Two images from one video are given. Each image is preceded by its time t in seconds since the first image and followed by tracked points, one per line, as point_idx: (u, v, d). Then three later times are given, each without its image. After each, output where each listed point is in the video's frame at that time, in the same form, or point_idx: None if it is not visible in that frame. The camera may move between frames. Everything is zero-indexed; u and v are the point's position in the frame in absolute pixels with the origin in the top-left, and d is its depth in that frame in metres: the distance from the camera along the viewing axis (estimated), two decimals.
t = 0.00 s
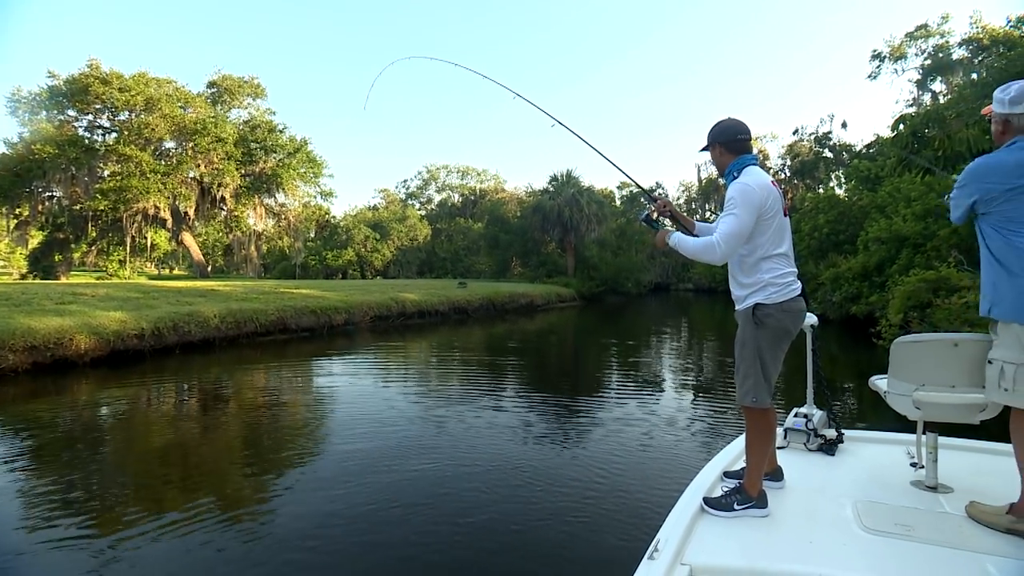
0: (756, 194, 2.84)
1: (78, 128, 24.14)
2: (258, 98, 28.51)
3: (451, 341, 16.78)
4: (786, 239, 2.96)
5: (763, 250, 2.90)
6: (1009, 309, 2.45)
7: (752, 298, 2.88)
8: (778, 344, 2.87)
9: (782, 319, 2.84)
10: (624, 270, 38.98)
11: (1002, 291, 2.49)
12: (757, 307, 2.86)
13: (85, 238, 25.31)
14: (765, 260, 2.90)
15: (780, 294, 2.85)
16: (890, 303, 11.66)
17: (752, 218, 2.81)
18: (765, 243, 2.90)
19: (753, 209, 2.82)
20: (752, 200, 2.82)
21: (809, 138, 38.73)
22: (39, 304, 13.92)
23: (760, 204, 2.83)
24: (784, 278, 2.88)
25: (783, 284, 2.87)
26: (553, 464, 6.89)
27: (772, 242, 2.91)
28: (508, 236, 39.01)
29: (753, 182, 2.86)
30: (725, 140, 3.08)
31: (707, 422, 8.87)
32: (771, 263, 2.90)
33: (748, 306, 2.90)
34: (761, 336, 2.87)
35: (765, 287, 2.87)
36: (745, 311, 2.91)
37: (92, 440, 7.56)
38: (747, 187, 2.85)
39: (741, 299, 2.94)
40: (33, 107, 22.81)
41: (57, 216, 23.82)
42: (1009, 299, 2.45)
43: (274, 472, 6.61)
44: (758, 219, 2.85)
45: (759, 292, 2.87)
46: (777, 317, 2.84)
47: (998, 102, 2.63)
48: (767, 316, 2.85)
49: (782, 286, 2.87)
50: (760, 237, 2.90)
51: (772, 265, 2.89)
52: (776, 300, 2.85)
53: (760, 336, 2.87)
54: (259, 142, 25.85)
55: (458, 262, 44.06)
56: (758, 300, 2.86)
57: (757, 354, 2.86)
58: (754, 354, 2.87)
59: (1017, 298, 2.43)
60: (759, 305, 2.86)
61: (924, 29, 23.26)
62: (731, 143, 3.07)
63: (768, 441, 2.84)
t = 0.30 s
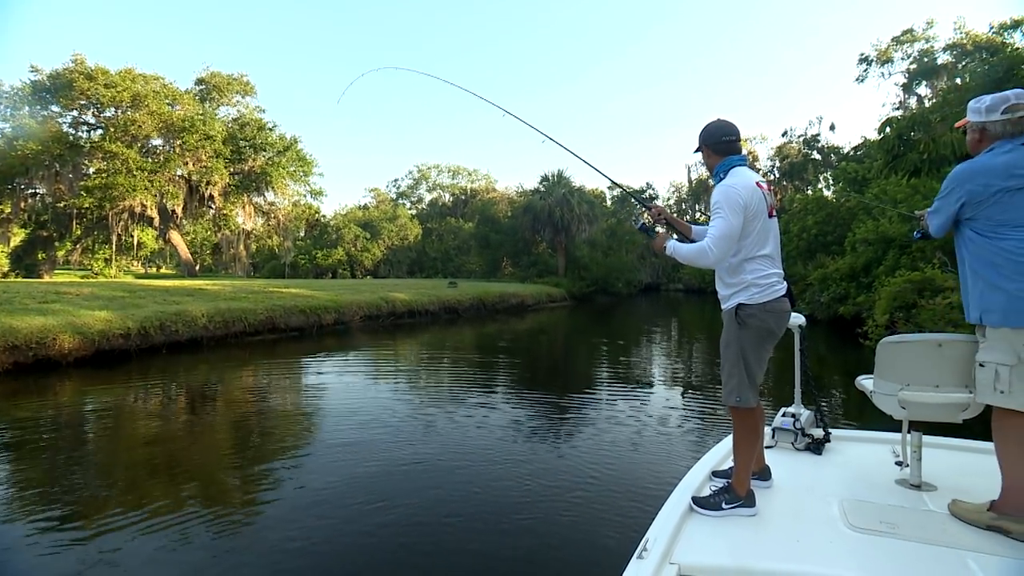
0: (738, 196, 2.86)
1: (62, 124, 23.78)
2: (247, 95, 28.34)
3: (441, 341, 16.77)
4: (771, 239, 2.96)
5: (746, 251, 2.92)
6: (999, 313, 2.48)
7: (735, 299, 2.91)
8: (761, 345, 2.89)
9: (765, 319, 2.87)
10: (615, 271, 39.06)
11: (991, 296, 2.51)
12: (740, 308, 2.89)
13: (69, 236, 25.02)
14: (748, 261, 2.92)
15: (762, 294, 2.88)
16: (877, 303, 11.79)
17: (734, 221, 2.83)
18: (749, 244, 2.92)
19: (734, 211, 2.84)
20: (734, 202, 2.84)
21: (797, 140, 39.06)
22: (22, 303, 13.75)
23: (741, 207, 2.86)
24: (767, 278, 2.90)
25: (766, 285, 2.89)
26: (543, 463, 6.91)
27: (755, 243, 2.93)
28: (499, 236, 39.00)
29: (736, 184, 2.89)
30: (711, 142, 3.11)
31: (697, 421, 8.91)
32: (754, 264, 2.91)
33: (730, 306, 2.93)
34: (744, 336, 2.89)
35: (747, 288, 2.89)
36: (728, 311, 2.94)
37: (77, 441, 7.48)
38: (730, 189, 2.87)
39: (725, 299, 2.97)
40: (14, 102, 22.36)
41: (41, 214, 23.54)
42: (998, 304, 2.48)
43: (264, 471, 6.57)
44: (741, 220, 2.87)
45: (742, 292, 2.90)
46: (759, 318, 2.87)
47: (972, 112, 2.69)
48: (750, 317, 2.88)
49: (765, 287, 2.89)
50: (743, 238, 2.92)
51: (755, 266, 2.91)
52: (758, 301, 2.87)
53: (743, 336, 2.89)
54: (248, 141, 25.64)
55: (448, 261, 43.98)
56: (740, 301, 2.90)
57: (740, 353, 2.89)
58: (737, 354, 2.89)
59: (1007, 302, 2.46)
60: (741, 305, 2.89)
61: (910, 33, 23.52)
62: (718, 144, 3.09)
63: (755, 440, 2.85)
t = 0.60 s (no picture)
0: (721, 196, 2.88)
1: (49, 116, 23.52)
2: (238, 89, 28.14)
3: (433, 337, 16.75)
4: (758, 238, 2.96)
5: (732, 249, 2.94)
6: (981, 313, 2.50)
7: (721, 297, 2.94)
8: (747, 343, 2.91)
9: (750, 318, 2.88)
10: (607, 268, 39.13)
11: (973, 296, 2.54)
12: (725, 306, 2.92)
13: (56, 229, 24.77)
14: (734, 259, 2.94)
15: (747, 292, 2.89)
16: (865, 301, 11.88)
17: (716, 219, 2.85)
18: (734, 242, 2.94)
19: (717, 210, 2.86)
20: (716, 201, 2.86)
21: (789, 139, 39.23)
22: (9, 297, 13.61)
23: (725, 205, 2.87)
24: (753, 277, 2.90)
25: (752, 283, 2.90)
26: (534, 458, 6.94)
27: (741, 242, 2.93)
28: (491, 233, 38.98)
29: (720, 183, 2.90)
30: (700, 141, 3.12)
31: (687, 417, 8.97)
32: (739, 263, 2.93)
33: (717, 304, 2.97)
34: (730, 334, 2.91)
35: (732, 286, 2.92)
36: (714, 309, 2.98)
37: (64, 437, 7.43)
38: (714, 189, 2.89)
39: (712, 297, 2.99)
40: None
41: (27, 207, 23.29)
42: (980, 303, 2.51)
43: (255, 467, 6.56)
44: (724, 219, 2.88)
45: (727, 291, 2.92)
46: (745, 315, 2.88)
47: (958, 113, 2.71)
48: (734, 314, 2.90)
49: (751, 285, 2.89)
50: (728, 236, 2.94)
51: (740, 264, 2.93)
52: (743, 299, 2.88)
53: (728, 334, 2.91)
54: (239, 135, 25.46)
55: (441, 258, 43.88)
56: (726, 299, 2.92)
57: (726, 351, 2.91)
58: (721, 352, 2.92)
59: (988, 301, 2.48)
60: (726, 303, 2.92)
61: (901, 34, 23.67)
62: (707, 143, 3.10)
63: (743, 436, 2.87)
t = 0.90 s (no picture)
0: (706, 192, 2.89)
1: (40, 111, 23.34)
2: (232, 84, 28.00)
3: (429, 333, 16.75)
4: (748, 233, 2.96)
5: (721, 245, 2.95)
6: (972, 310, 2.52)
7: (710, 293, 2.97)
8: (738, 336, 2.91)
9: (739, 312, 2.88)
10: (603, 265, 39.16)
11: (963, 294, 2.56)
12: (714, 301, 2.94)
13: (47, 225, 24.61)
14: (723, 255, 2.95)
15: (735, 287, 2.89)
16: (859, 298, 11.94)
17: (700, 217, 2.87)
18: (722, 238, 2.95)
19: (702, 207, 2.88)
20: (700, 198, 2.88)
21: (785, 136, 39.30)
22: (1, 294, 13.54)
23: (710, 202, 2.88)
24: (741, 272, 2.90)
25: (740, 277, 2.89)
26: (529, 453, 6.96)
27: (728, 237, 2.94)
28: (487, 229, 38.96)
29: (705, 180, 2.91)
30: (693, 139, 3.12)
31: (681, 413, 9.01)
32: (728, 258, 2.94)
33: (707, 299, 2.99)
34: (719, 328, 2.93)
35: (721, 281, 2.93)
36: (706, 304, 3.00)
37: (57, 433, 7.40)
38: (698, 187, 2.91)
39: (703, 292, 3.02)
40: None
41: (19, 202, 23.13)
42: (971, 300, 2.52)
43: (250, 464, 6.56)
44: (711, 215, 2.90)
45: (716, 285, 2.94)
46: (734, 309, 2.88)
47: (953, 109, 2.73)
48: (723, 309, 2.91)
49: (739, 279, 2.89)
50: (715, 233, 2.96)
51: (729, 259, 2.93)
52: (731, 293, 2.89)
53: (718, 329, 2.93)
54: (233, 130, 25.42)
55: (436, 254, 43.82)
56: (715, 294, 2.94)
57: (716, 345, 2.91)
58: (711, 346, 2.94)
59: (978, 299, 2.50)
60: (716, 297, 2.93)
61: (895, 32, 23.75)
62: (698, 141, 3.10)
63: (736, 431, 2.89)
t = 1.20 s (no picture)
0: (689, 188, 2.92)
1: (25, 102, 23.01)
2: (222, 76, 27.77)
3: (422, 327, 16.75)
4: (735, 225, 2.98)
5: (709, 239, 2.98)
6: (956, 303, 2.54)
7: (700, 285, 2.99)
8: (727, 327, 2.93)
9: (727, 303, 2.90)
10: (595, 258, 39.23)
11: (948, 286, 2.58)
12: (704, 292, 2.97)
13: (34, 219, 24.34)
14: (711, 248, 2.97)
15: (724, 279, 2.91)
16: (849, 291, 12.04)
17: (685, 212, 2.91)
18: (708, 231, 2.98)
19: (687, 202, 2.92)
20: (684, 194, 2.92)
21: (777, 130, 39.45)
22: None
23: (694, 197, 2.91)
24: (729, 264, 2.92)
25: (728, 269, 2.92)
26: (523, 445, 6.99)
27: (715, 231, 2.97)
28: (479, 223, 38.90)
29: (689, 177, 2.95)
30: (679, 135, 3.15)
31: (674, 405, 9.07)
32: (716, 251, 2.96)
33: (697, 290, 3.02)
34: (708, 320, 2.95)
35: (709, 273, 2.96)
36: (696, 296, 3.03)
37: (47, 428, 7.36)
38: (682, 182, 2.95)
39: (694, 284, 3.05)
40: None
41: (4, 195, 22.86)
42: (955, 293, 2.55)
43: (242, 456, 6.55)
44: (695, 210, 2.93)
45: (704, 278, 2.97)
46: (722, 301, 2.91)
47: (946, 102, 2.76)
48: (712, 300, 2.94)
49: (727, 271, 2.91)
50: (703, 226, 2.99)
51: (717, 252, 2.95)
52: (720, 284, 2.91)
53: (707, 320, 2.96)
54: (223, 123, 25.20)
55: (429, 248, 43.72)
56: (704, 286, 2.97)
57: (705, 336, 2.94)
58: (701, 338, 2.96)
59: (962, 292, 2.52)
60: (705, 289, 2.96)
61: (887, 27, 23.84)
62: (684, 137, 3.13)
63: (726, 422, 2.90)
